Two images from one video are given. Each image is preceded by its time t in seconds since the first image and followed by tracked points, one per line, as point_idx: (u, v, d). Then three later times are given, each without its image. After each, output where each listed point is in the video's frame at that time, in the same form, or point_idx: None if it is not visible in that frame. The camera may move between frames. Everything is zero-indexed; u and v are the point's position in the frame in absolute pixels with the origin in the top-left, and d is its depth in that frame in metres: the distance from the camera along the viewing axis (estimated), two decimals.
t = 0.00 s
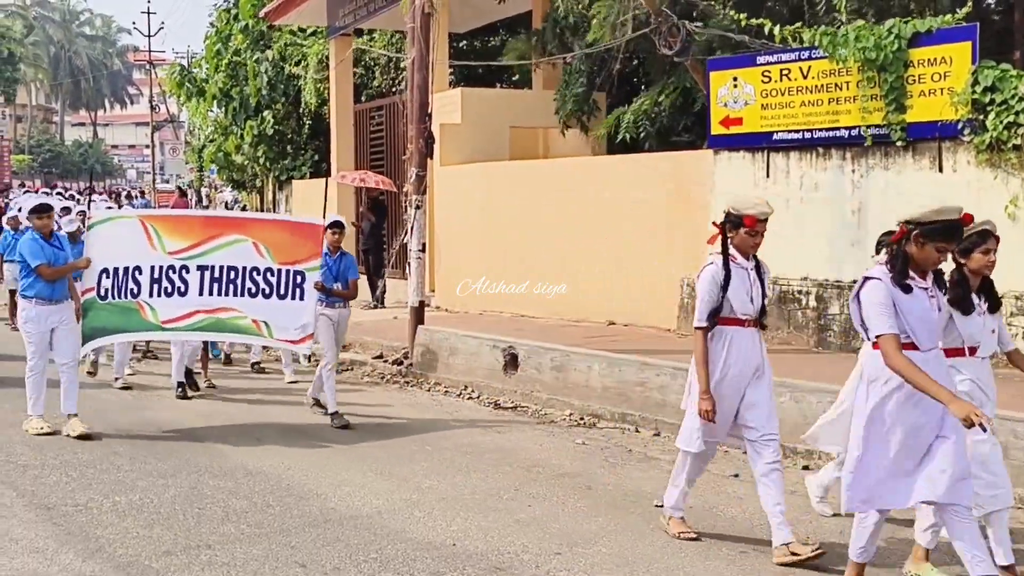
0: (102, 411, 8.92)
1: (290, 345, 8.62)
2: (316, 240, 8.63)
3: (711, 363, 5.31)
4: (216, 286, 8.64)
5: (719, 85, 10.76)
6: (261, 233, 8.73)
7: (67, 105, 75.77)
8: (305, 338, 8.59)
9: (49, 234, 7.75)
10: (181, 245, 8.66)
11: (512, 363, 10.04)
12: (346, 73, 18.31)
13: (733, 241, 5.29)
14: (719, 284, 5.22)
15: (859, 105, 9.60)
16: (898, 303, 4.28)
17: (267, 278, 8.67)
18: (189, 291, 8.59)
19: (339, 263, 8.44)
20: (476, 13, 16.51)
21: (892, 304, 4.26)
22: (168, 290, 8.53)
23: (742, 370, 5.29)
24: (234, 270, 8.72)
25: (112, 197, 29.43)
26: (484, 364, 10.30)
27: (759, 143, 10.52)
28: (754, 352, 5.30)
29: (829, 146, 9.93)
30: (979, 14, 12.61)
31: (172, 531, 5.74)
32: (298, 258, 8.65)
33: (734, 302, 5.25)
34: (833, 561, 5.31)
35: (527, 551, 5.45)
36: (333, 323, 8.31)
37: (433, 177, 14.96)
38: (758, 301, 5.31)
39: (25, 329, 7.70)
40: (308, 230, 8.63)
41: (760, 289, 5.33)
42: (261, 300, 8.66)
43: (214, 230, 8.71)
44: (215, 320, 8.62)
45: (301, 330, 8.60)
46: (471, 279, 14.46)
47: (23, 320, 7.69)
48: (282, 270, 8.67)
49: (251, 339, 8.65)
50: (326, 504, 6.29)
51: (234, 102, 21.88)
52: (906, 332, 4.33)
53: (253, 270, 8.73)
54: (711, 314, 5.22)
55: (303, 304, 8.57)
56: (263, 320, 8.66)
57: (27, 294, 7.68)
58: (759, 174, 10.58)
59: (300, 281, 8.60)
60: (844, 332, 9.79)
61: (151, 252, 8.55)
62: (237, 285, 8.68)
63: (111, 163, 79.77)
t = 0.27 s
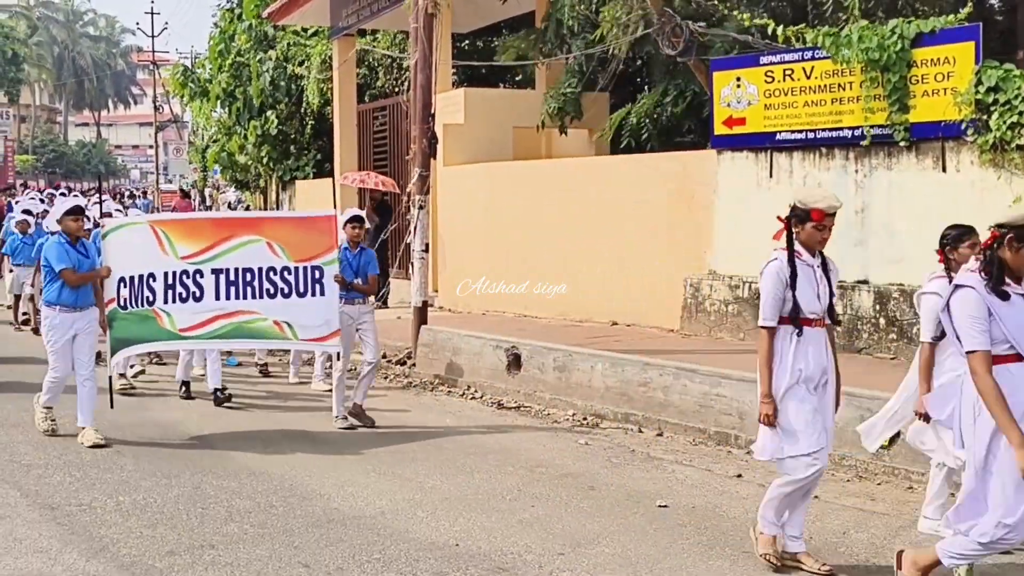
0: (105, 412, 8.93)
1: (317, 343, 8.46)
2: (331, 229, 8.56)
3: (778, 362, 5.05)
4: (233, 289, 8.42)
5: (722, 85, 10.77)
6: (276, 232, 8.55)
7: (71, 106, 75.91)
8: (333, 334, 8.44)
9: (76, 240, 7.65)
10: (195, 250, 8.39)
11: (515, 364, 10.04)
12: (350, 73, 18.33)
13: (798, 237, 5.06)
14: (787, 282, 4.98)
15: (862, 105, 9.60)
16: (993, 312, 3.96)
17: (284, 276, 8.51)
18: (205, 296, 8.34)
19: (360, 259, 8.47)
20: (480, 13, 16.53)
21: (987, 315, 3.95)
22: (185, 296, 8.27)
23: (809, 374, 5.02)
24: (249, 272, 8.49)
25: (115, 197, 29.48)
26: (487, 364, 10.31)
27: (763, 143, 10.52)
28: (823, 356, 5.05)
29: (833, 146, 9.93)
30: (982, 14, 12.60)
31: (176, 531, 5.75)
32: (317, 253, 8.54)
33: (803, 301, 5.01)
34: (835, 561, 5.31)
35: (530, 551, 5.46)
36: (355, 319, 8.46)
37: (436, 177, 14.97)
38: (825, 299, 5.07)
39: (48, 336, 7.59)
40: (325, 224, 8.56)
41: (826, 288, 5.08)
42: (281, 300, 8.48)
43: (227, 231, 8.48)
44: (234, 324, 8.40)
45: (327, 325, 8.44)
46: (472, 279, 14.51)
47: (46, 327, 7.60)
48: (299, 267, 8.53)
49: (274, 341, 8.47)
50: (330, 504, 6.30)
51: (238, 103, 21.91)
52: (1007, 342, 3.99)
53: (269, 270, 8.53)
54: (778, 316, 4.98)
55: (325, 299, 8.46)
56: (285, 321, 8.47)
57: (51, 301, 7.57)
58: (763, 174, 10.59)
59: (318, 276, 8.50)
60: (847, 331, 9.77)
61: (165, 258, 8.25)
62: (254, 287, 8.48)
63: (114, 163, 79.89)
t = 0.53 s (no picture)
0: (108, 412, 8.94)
1: (342, 352, 8.33)
2: (356, 238, 8.56)
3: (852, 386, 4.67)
4: (257, 299, 8.23)
5: (725, 85, 10.78)
6: (299, 241, 8.48)
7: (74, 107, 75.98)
8: (358, 344, 8.34)
9: (97, 241, 7.35)
10: (218, 259, 8.21)
11: (518, 364, 10.04)
12: (352, 73, 18.34)
13: (875, 250, 4.66)
14: (864, 298, 4.59)
15: (864, 105, 9.59)
16: None
17: (308, 286, 8.42)
18: (229, 307, 8.13)
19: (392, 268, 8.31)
20: (483, 14, 16.54)
21: None
22: (209, 306, 8.05)
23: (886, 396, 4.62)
24: (273, 281, 8.34)
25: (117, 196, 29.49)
26: (489, 364, 10.31)
27: (765, 143, 10.51)
28: (910, 378, 4.65)
29: (835, 146, 9.92)
30: (985, 15, 12.60)
31: (178, 531, 5.75)
32: (341, 261, 8.50)
33: (882, 319, 4.60)
34: (838, 562, 5.31)
35: (533, 551, 5.46)
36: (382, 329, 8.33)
37: (438, 177, 14.97)
38: (908, 314, 4.66)
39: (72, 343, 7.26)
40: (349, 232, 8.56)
41: (908, 301, 4.67)
42: (305, 310, 8.34)
43: (249, 240, 8.35)
44: (259, 334, 8.20)
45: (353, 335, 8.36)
46: (472, 279, 14.56)
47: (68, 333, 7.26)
48: (324, 276, 8.46)
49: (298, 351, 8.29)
50: (332, 504, 6.30)
51: (240, 103, 21.93)
52: None
53: (292, 279, 8.41)
54: (852, 335, 4.59)
55: (350, 309, 8.39)
56: (309, 330, 8.34)
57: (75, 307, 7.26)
58: (765, 175, 10.59)
59: (343, 285, 8.44)
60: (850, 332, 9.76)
61: (189, 265, 8.04)
62: (277, 297, 8.31)
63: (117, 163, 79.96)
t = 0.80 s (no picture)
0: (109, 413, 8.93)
1: (366, 349, 8.26)
2: (376, 233, 8.52)
3: (936, 392, 4.34)
4: (277, 298, 8.18)
5: (725, 85, 10.78)
6: (319, 237, 8.41)
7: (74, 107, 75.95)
8: (382, 341, 8.29)
9: (113, 243, 7.18)
10: (238, 256, 8.18)
11: (518, 364, 10.04)
12: (352, 73, 18.34)
13: (952, 245, 4.42)
14: (946, 297, 4.32)
15: (865, 105, 9.59)
16: None
17: (328, 283, 8.35)
18: (249, 306, 8.10)
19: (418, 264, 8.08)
20: (483, 14, 16.55)
21: None
22: (228, 306, 8.03)
23: (977, 399, 4.33)
24: (293, 279, 8.29)
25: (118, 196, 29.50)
26: (489, 364, 10.31)
27: (765, 143, 10.50)
28: (990, 375, 4.35)
29: (835, 146, 9.92)
30: (984, 15, 12.60)
31: (177, 531, 5.74)
32: (361, 258, 8.43)
33: (964, 317, 4.33)
34: (839, 562, 5.30)
35: (532, 551, 5.46)
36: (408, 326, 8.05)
37: (438, 177, 14.96)
38: (989, 313, 4.42)
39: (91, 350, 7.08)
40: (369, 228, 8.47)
41: (988, 299, 4.43)
42: (327, 308, 8.28)
43: (269, 237, 8.30)
44: (280, 334, 8.15)
45: (375, 332, 8.30)
46: (471, 279, 14.56)
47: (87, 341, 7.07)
48: (343, 273, 8.39)
49: (322, 350, 8.21)
50: (332, 504, 6.30)
51: (240, 103, 21.93)
52: None
53: (312, 277, 8.35)
54: (937, 336, 4.29)
55: (371, 306, 8.32)
56: (332, 328, 8.26)
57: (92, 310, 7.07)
58: (765, 176, 10.58)
59: (363, 282, 8.38)
60: (850, 332, 9.76)
61: (208, 264, 8.03)
62: (298, 295, 8.26)
63: (117, 164, 79.91)
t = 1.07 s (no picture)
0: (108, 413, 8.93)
1: (393, 359, 8.34)
2: (401, 242, 8.56)
3: None
4: (302, 307, 8.11)
5: (725, 85, 10.78)
6: (343, 246, 8.40)
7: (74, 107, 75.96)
8: (408, 352, 8.37)
9: (144, 248, 6.83)
10: (261, 265, 8.04)
11: (518, 364, 10.04)
12: (352, 73, 18.34)
13: None
14: None
15: (864, 105, 9.59)
16: None
17: (354, 292, 8.35)
18: (272, 315, 7.97)
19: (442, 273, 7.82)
20: (482, 14, 16.55)
21: None
22: (253, 315, 7.87)
23: None
24: (317, 288, 8.23)
25: (117, 196, 29.48)
26: (489, 365, 10.31)
27: (765, 143, 10.50)
28: None
29: (835, 146, 9.92)
30: (984, 15, 12.60)
31: (177, 532, 5.74)
32: (387, 267, 8.46)
33: None
34: (839, 562, 5.31)
35: (532, 551, 5.46)
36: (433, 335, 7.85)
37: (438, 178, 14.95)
38: None
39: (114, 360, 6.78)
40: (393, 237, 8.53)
41: None
42: (352, 318, 8.29)
43: (292, 245, 8.21)
44: (306, 342, 8.09)
45: (401, 342, 8.38)
46: (471, 279, 14.56)
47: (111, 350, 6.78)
48: (369, 282, 8.40)
49: (348, 360, 8.22)
50: (331, 504, 6.30)
51: (240, 103, 21.93)
52: None
53: (337, 286, 8.32)
54: None
55: (397, 317, 8.38)
56: (358, 338, 8.28)
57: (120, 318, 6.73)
58: (765, 176, 10.58)
59: (390, 292, 8.43)
60: (850, 332, 9.77)
61: (232, 273, 7.84)
62: (322, 304, 8.21)
63: (117, 164, 79.87)
